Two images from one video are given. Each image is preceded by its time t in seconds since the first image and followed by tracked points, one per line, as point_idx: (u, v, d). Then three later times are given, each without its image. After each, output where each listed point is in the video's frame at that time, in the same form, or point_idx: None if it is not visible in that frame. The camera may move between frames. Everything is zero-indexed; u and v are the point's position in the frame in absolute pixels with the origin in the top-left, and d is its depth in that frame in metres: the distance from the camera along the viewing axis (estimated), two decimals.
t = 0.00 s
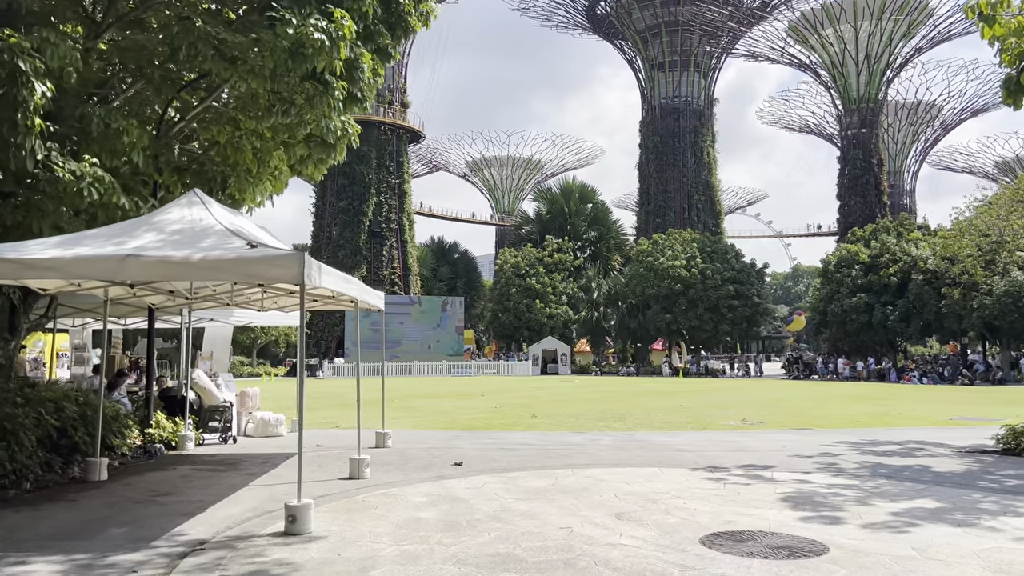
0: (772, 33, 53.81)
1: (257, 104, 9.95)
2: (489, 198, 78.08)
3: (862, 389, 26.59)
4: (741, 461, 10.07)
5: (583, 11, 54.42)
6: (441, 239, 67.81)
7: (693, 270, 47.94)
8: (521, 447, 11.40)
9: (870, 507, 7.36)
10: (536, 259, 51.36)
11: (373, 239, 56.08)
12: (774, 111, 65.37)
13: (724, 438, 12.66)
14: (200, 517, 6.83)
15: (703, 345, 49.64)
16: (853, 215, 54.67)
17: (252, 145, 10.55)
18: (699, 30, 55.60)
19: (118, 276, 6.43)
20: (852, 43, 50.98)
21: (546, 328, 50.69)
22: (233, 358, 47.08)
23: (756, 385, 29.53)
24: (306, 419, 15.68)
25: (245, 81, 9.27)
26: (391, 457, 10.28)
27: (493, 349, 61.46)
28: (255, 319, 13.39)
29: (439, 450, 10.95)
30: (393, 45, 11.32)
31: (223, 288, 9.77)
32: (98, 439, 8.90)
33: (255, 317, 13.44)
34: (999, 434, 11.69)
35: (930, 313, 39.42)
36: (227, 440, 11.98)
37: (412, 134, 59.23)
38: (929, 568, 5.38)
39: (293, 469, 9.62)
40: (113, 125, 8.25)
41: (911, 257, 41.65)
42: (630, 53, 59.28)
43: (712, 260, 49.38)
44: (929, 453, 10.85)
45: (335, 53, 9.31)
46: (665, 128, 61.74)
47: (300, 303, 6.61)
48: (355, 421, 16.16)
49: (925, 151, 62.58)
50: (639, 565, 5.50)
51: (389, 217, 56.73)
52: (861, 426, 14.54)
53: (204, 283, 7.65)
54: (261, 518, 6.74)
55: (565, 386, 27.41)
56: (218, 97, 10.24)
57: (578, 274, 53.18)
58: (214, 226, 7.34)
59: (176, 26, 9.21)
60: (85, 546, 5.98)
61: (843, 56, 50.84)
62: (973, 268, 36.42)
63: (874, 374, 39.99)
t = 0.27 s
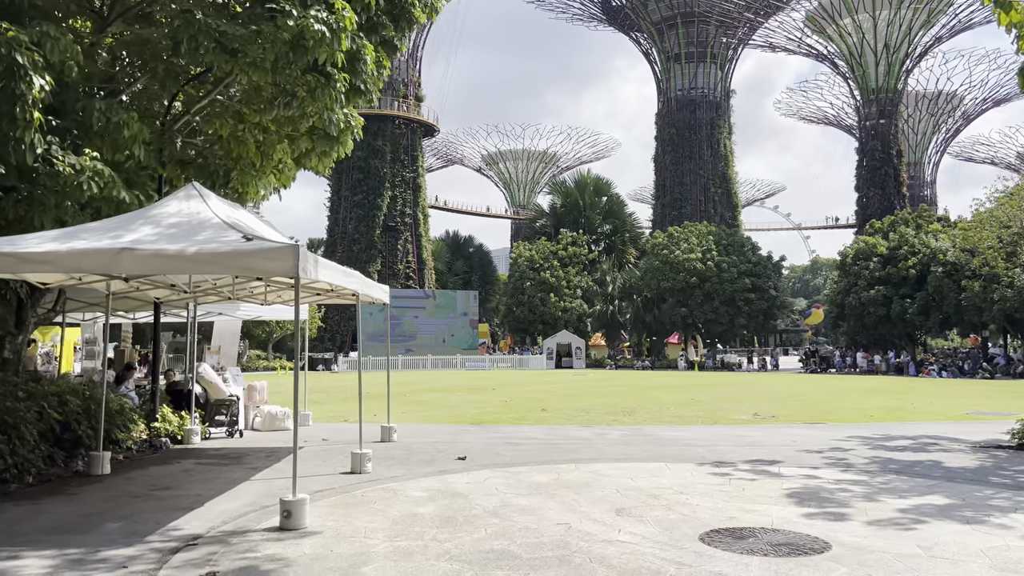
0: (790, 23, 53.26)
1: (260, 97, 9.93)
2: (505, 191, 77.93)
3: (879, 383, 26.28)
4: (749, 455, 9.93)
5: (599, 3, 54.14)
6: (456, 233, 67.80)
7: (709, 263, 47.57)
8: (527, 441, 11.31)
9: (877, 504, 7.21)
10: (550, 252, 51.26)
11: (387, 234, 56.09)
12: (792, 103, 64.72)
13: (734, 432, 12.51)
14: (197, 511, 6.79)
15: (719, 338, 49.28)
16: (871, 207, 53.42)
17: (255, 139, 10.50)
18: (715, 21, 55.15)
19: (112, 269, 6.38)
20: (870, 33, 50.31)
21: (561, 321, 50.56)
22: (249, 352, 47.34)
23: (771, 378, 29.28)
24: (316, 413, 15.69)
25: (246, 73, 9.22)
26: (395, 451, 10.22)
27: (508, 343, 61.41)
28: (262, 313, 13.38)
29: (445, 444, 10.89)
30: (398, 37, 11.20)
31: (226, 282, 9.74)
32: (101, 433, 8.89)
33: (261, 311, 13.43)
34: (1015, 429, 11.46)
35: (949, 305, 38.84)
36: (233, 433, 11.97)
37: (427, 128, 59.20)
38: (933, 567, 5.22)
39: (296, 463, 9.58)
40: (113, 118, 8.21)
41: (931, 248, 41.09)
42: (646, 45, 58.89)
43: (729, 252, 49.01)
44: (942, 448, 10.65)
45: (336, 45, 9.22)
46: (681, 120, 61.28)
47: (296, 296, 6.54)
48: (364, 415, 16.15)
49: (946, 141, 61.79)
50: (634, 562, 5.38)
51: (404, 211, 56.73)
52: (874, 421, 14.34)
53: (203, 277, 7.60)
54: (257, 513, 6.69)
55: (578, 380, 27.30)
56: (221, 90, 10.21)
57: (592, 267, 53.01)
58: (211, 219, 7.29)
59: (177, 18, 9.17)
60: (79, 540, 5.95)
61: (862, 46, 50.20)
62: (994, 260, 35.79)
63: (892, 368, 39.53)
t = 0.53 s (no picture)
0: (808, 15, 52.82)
1: (264, 92, 9.94)
2: (520, 187, 77.81)
3: (896, 378, 25.99)
4: (758, 452, 9.82)
5: None
6: (471, 228, 67.78)
7: (725, 258, 47.23)
8: (534, 438, 11.25)
9: (886, 502, 7.08)
10: (565, 247, 51.17)
11: (402, 229, 56.12)
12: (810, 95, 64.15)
13: (744, 428, 12.40)
14: (197, 509, 6.78)
15: (735, 334, 48.90)
16: (890, 201, 52.50)
17: (260, 135, 10.50)
18: (732, 13, 54.76)
19: (110, 265, 6.36)
20: (889, 24, 49.75)
21: (575, 317, 50.62)
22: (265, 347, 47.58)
23: (786, 374, 29.06)
24: (325, 409, 15.71)
25: (249, 69, 9.23)
26: (401, 447, 10.18)
27: (522, 339, 61.34)
28: (271, 309, 13.41)
29: (452, 441, 10.86)
30: (405, 33, 11.16)
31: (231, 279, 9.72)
32: (107, 430, 8.90)
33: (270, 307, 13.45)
34: None
35: (969, 300, 38.29)
36: (242, 430, 11.97)
37: (441, 124, 59.21)
38: (940, 568, 5.10)
39: (301, 459, 9.57)
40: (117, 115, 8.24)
41: (950, 242, 40.54)
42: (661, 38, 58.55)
43: (744, 247, 48.67)
44: (955, 445, 10.49)
45: (340, 40, 9.16)
46: (697, 114, 60.74)
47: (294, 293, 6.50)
48: (373, 411, 16.14)
49: (966, 134, 61.10)
50: (632, 562, 5.30)
51: (418, 207, 56.75)
52: (888, 418, 14.16)
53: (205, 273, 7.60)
54: (258, 511, 6.68)
55: (590, 375, 27.26)
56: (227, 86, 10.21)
57: (607, 263, 52.88)
58: (212, 215, 7.27)
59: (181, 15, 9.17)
60: (78, 537, 5.95)
61: (880, 38, 49.71)
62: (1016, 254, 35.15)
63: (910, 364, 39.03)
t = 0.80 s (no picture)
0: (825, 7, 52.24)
1: (271, 87, 9.93)
2: (534, 182, 77.67)
3: (914, 374, 25.70)
4: (769, 449, 9.67)
5: None
6: (485, 224, 67.71)
7: (741, 253, 46.88)
8: (544, 434, 11.15)
9: (900, 500, 6.92)
10: (579, 242, 50.98)
11: (416, 225, 56.13)
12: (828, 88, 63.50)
13: (756, 425, 12.24)
14: (199, 505, 6.73)
15: (751, 328, 48.55)
16: (908, 195, 50.93)
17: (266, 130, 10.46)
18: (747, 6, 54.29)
19: (111, 261, 6.32)
20: (908, 15, 49.09)
21: (589, 312, 50.41)
22: (280, 342, 47.81)
23: (802, 370, 28.79)
24: (335, 404, 15.68)
25: (254, 63, 9.18)
26: (408, 443, 10.11)
27: (537, 334, 61.22)
28: (280, 305, 13.38)
29: (460, 437, 10.78)
30: (412, 25, 11.16)
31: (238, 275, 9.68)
32: (114, 426, 8.88)
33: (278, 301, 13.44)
34: None
35: (989, 294, 37.71)
36: (251, 425, 11.95)
37: (456, 119, 59.20)
38: (953, 569, 4.96)
39: (308, 455, 9.52)
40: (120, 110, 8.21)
41: (970, 236, 39.98)
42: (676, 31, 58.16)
43: (760, 242, 48.30)
44: (972, 442, 10.29)
45: (345, 33, 9.07)
46: (713, 108, 60.35)
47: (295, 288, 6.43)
48: (384, 407, 16.10)
49: (987, 126, 60.29)
50: (636, 562, 5.20)
51: (432, 203, 56.74)
52: (904, 413, 13.95)
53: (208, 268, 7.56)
54: (259, 508, 6.62)
55: (604, 371, 27.14)
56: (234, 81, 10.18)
57: (622, 258, 52.70)
58: (214, 210, 7.21)
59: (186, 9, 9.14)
60: (79, 533, 5.91)
61: (899, 29, 49.04)
62: None
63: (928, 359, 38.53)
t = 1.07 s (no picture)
0: None
1: (279, 82, 9.87)
2: (549, 177, 77.54)
3: (932, 370, 25.39)
4: (783, 446, 9.54)
5: None
6: (499, 220, 67.61)
7: (756, 248, 46.53)
8: (554, 431, 11.06)
9: (915, 499, 6.79)
10: (593, 238, 50.80)
11: (430, 221, 56.17)
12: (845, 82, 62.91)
13: (770, 422, 12.09)
14: (204, 503, 6.69)
15: (767, 324, 48.18)
16: (926, 189, 50.64)
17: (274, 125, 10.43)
18: None
19: (114, 257, 6.29)
20: (925, 6, 48.50)
21: (603, 309, 50.23)
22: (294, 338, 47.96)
23: (818, 366, 28.53)
24: (346, 400, 15.66)
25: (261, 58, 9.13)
26: (417, 440, 10.05)
27: (551, 330, 61.10)
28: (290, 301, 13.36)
29: (470, 434, 10.71)
30: (422, 19, 11.14)
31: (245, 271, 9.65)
32: (122, 423, 8.90)
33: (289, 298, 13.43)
34: None
35: (1008, 289, 37.15)
36: (261, 421, 11.94)
37: (469, 115, 59.16)
38: (966, 569, 4.84)
39: (316, 452, 9.48)
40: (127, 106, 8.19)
41: (989, 231, 39.44)
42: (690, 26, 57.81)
43: (776, 237, 47.93)
44: (990, 439, 10.12)
45: (352, 27, 9.00)
46: (728, 102, 59.95)
47: (299, 284, 6.37)
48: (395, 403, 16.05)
49: (1006, 119, 59.58)
50: (641, 563, 5.11)
51: (446, 199, 56.75)
52: (921, 410, 13.75)
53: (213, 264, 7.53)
54: (264, 505, 6.57)
55: (617, 367, 26.99)
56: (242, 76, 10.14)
57: (636, 253, 52.52)
58: (219, 205, 7.17)
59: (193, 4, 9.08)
60: (82, 531, 5.89)
61: (916, 21, 48.48)
62: None
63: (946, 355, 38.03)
